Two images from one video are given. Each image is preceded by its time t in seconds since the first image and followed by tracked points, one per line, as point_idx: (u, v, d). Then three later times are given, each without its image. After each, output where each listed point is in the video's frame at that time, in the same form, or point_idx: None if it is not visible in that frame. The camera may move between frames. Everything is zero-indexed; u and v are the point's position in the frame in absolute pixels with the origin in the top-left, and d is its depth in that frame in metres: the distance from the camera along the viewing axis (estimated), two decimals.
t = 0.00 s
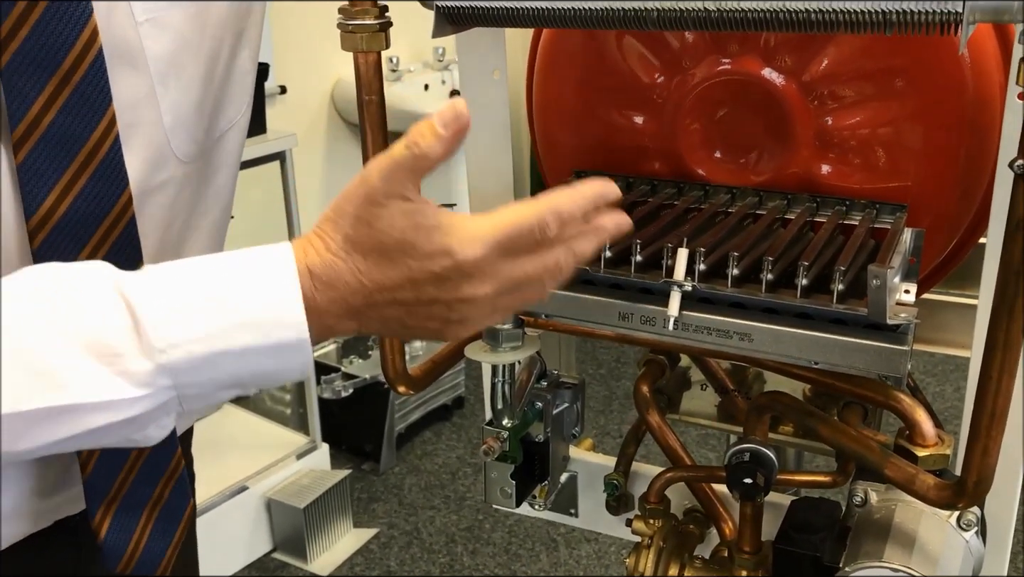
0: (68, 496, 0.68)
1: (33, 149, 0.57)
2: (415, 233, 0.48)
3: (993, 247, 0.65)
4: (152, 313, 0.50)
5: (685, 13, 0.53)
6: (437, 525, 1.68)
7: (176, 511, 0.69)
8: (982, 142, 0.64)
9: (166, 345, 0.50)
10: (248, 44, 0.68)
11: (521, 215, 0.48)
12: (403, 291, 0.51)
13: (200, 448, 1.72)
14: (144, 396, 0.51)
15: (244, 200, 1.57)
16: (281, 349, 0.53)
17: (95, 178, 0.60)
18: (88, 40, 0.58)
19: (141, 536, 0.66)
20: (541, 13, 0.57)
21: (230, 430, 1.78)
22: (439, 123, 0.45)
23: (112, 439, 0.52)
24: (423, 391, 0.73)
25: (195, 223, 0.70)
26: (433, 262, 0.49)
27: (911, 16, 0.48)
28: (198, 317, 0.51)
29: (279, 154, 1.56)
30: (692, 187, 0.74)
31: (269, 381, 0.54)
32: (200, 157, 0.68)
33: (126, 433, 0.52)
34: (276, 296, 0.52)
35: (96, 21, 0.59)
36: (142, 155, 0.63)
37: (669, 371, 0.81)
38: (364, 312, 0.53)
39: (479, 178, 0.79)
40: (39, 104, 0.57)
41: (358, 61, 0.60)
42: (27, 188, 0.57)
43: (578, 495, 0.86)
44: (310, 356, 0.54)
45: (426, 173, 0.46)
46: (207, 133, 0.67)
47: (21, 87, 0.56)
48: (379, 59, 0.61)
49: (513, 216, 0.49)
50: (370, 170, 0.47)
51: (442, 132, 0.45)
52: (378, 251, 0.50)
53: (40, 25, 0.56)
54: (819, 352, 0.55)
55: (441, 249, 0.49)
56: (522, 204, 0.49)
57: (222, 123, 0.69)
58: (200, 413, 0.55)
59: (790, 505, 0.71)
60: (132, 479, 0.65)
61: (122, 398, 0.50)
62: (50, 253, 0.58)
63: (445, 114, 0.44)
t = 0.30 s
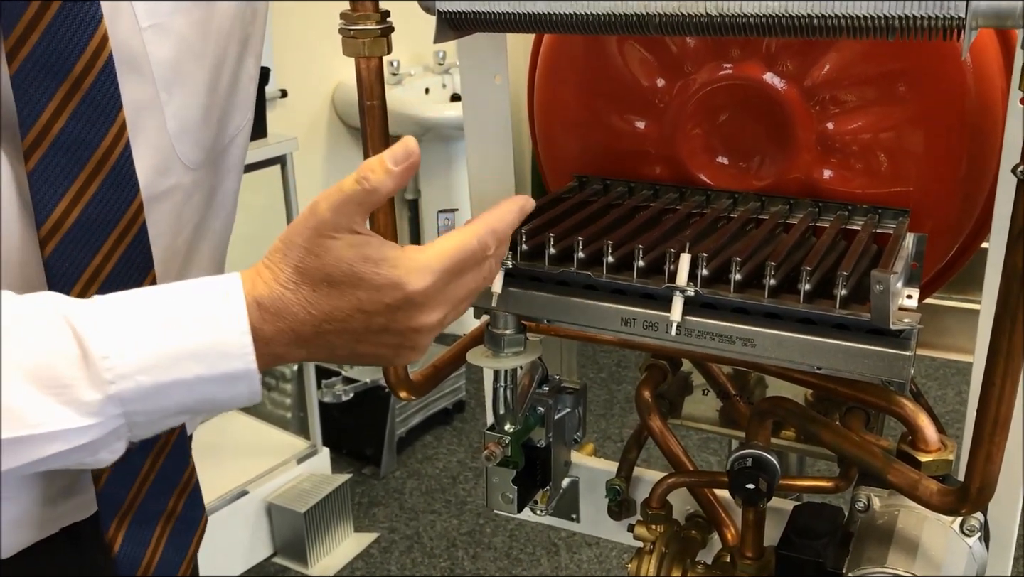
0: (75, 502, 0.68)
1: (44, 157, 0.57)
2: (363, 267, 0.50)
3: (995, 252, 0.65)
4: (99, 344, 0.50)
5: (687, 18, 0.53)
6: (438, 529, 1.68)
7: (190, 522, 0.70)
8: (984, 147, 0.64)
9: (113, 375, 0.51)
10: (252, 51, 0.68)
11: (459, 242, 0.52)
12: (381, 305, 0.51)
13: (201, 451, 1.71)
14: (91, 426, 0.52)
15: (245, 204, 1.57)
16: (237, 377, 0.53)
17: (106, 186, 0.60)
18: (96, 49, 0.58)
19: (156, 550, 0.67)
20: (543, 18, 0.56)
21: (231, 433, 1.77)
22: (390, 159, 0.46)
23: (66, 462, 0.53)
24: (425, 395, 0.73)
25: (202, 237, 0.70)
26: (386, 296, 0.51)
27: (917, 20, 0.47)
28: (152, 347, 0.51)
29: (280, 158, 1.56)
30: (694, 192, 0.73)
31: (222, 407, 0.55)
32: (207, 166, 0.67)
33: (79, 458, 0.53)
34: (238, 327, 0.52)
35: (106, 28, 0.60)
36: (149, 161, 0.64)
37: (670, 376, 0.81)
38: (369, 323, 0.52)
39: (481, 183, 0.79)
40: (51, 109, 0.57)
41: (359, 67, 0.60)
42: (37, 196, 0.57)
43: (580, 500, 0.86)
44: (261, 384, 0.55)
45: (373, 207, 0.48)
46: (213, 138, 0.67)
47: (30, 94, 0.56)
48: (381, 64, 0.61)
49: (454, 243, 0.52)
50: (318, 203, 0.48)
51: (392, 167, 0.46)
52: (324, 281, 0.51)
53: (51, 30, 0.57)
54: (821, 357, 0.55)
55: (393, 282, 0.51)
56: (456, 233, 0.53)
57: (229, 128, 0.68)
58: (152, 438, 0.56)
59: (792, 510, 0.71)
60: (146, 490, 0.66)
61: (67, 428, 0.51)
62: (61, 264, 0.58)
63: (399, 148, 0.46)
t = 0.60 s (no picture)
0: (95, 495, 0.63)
1: (60, 186, 0.53)
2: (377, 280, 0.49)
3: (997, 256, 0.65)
4: (118, 349, 0.47)
5: (689, 24, 0.53)
6: (440, 532, 1.68)
7: (201, 535, 0.68)
8: (984, 151, 0.64)
9: (131, 382, 0.48)
10: (248, 51, 0.67)
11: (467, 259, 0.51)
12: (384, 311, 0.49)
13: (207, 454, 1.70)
14: (109, 434, 0.48)
15: (247, 208, 1.58)
16: (254, 383, 0.51)
17: (119, 209, 0.56)
18: (109, 78, 0.55)
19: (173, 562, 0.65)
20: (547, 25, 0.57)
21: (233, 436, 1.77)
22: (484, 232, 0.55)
23: (82, 475, 0.49)
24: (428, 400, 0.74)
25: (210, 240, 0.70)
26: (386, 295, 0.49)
27: (915, 27, 0.48)
28: (172, 353, 0.49)
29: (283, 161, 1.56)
30: (697, 196, 0.73)
31: (236, 418, 0.52)
32: (212, 169, 0.66)
33: (94, 470, 0.49)
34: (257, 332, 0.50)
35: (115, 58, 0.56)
36: (168, 170, 0.63)
37: (673, 379, 0.81)
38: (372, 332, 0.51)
39: (484, 187, 0.79)
40: (67, 139, 0.53)
41: (364, 72, 0.60)
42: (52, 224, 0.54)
43: (582, 501, 0.86)
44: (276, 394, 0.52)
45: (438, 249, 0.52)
46: (218, 140, 0.66)
47: (47, 125, 0.52)
48: (386, 69, 0.61)
49: (465, 259, 0.51)
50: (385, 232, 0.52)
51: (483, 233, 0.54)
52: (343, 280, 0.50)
53: (66, 61, 0.53)
54: (825, 362, 0.55)
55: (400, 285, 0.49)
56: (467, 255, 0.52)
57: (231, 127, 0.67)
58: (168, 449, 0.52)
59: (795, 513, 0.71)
60: (164, 501, 0.64)
61: (83, 436, 0.47)
62: (78, 285, 0.54)
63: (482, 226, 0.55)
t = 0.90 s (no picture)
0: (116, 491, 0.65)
1: (81, 195, 0.56)
2: (419, 247, 0.52)
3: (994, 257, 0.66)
4: (160, 355, 0.53)
5: (686, 25, 0.53)
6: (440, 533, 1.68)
7: (208, 523, 0.71)
8: (982, 151, 0.64)
9: (174, 384, 0.54)
10: (247, 52, 0.67)
11: (492, 218, 0.54)
12: (412, 299, 0.54)
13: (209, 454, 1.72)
14: (155, 434, 0.54)
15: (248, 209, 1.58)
16: (292, 380, 0.56)
17: (137, 218, 0.59)
18: (124, 89, 0.57)
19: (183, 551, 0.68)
20: (548, 27, 0.57)
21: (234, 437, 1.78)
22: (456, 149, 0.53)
23: (130, 474, 0.56)
24: (427, 400, 0.74)
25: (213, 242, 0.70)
26: (441, 278, 0.53)
27: (910, 29, 0.48)
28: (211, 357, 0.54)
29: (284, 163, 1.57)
30: (695, 197, 0.74)
31: (275, 409, 0.58)
32: (216, 170, 0.67)
33: (142, 469, 0.56)
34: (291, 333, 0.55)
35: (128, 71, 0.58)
36: (179, 172, 0.63)
37: (672, 380, 0.82)
38: (383, 323, 0.55)
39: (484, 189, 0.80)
40: (85, 151, 0.56)
41: (364, 73, 0.61)
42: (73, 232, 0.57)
43: (581, 502, 0.86)
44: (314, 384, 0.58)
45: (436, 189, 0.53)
46: (220, 143, 0.66)
47: (67, 136, 0.55)
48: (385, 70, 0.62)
49: (490, 215, 0.54)
50: (379, 188, 0.52)
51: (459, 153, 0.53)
52: (382, 263, 0.52)
53: (82, 76, 0.55)
54: (823, 361, 0.55)
55: (448, 261, 0.52)
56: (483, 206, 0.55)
57: (230, 131, 0.68)
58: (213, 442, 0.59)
59: (793, 512, 0.72)
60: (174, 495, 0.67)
61: (129, 441, 0.53)
62: (101, 294, 0.58)
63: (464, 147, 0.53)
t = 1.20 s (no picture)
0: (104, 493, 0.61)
1: (84, 191, 0.56)
2: (579, 239, 0.49)
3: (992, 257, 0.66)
4: (308, 322, 0.51)
5: (686, 24, 0.54)
6: (440, 533, 1.68)
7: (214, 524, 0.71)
8: (979, 151, 0.65)
9: (322, 353, 0.51)
10: (241, 50, 0.69)
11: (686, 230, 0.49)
12: (568, 298, 0.50)
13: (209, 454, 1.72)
14: (296, 407, 0.52)
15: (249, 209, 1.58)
16: (433, 361, 0.52)
17: (139, 216, 0.59)
18: (127, 84, 0.58)
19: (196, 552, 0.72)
20: (549, 26, 0.58)
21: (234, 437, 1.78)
22: (621, 130, 0.49)
23: (259, 451, 0.53)
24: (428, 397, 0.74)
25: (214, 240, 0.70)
26: (600, 270, 0.49)
27: (909, 28, 0.49)
28: (365, 329, 0.52)
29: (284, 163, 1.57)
30: (694, 196, 0.75)
31: (427, 402, 0.54)
32: (208, 168, 0.67)
33: (270, 453, 0.53)
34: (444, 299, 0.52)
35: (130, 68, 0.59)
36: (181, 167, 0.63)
37: (671, 378, 0.82)
38: (540, 320, 0.51)
39: (484, 187, 0.80)
40: (90, 147, 0.56)
41: (365, 72, 0.61)
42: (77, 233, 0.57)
43: (581, 500, 0.87)
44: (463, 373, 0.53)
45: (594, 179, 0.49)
46: (214, 140, 0.67)
47: (74, 127, 0.55)
48: (386, 69, 0.62)
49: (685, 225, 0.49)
50: (540, 180, 0.50)
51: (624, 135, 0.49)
52: (539, 257, 0.50)
53: (87, 72, 0.56)
54: (822, 358, 0.56)
55: (609, 254, 0.49)
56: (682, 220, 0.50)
57: (224, 128, 0.68)
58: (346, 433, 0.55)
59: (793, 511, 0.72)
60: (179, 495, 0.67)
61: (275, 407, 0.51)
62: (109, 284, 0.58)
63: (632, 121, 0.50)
